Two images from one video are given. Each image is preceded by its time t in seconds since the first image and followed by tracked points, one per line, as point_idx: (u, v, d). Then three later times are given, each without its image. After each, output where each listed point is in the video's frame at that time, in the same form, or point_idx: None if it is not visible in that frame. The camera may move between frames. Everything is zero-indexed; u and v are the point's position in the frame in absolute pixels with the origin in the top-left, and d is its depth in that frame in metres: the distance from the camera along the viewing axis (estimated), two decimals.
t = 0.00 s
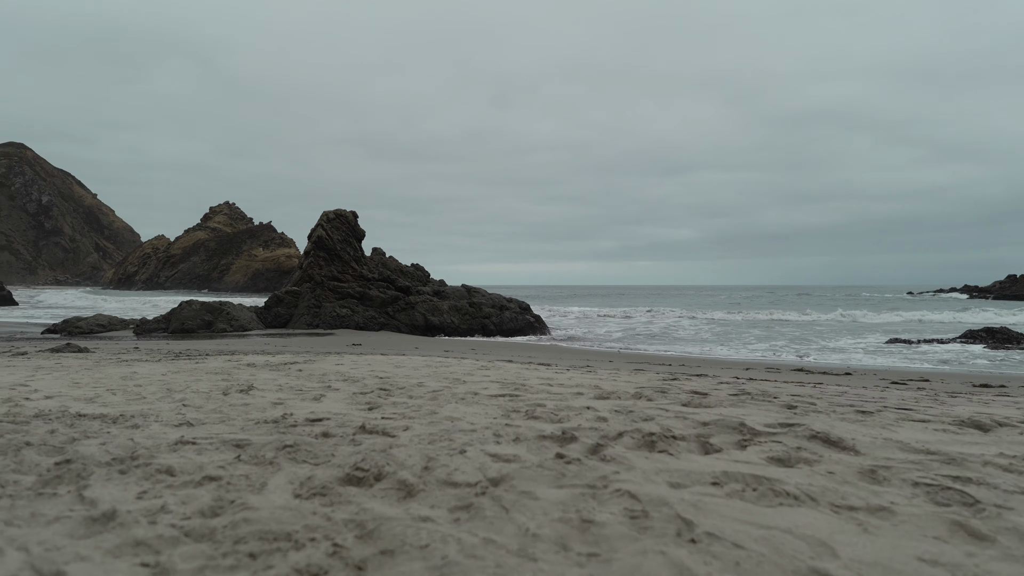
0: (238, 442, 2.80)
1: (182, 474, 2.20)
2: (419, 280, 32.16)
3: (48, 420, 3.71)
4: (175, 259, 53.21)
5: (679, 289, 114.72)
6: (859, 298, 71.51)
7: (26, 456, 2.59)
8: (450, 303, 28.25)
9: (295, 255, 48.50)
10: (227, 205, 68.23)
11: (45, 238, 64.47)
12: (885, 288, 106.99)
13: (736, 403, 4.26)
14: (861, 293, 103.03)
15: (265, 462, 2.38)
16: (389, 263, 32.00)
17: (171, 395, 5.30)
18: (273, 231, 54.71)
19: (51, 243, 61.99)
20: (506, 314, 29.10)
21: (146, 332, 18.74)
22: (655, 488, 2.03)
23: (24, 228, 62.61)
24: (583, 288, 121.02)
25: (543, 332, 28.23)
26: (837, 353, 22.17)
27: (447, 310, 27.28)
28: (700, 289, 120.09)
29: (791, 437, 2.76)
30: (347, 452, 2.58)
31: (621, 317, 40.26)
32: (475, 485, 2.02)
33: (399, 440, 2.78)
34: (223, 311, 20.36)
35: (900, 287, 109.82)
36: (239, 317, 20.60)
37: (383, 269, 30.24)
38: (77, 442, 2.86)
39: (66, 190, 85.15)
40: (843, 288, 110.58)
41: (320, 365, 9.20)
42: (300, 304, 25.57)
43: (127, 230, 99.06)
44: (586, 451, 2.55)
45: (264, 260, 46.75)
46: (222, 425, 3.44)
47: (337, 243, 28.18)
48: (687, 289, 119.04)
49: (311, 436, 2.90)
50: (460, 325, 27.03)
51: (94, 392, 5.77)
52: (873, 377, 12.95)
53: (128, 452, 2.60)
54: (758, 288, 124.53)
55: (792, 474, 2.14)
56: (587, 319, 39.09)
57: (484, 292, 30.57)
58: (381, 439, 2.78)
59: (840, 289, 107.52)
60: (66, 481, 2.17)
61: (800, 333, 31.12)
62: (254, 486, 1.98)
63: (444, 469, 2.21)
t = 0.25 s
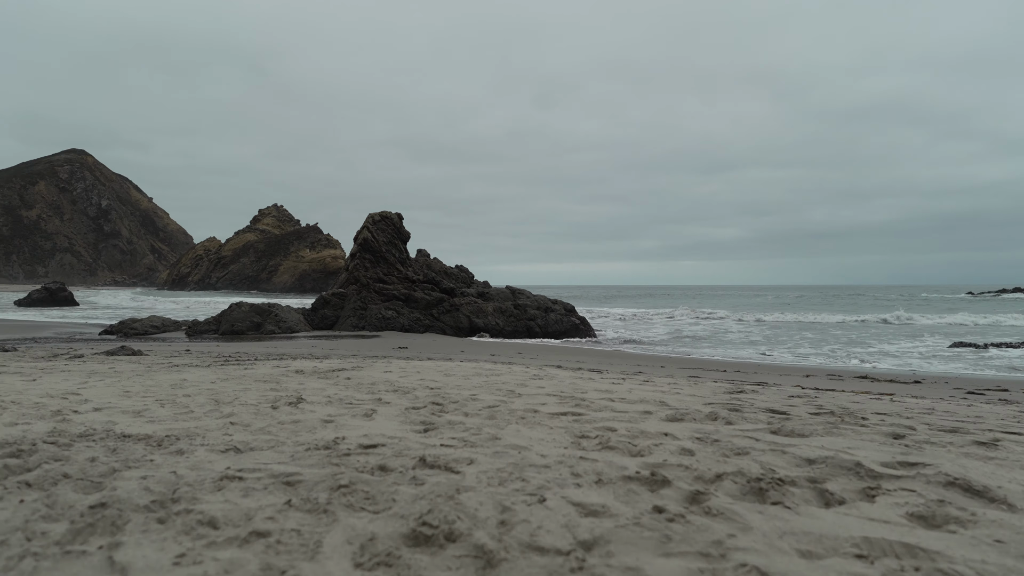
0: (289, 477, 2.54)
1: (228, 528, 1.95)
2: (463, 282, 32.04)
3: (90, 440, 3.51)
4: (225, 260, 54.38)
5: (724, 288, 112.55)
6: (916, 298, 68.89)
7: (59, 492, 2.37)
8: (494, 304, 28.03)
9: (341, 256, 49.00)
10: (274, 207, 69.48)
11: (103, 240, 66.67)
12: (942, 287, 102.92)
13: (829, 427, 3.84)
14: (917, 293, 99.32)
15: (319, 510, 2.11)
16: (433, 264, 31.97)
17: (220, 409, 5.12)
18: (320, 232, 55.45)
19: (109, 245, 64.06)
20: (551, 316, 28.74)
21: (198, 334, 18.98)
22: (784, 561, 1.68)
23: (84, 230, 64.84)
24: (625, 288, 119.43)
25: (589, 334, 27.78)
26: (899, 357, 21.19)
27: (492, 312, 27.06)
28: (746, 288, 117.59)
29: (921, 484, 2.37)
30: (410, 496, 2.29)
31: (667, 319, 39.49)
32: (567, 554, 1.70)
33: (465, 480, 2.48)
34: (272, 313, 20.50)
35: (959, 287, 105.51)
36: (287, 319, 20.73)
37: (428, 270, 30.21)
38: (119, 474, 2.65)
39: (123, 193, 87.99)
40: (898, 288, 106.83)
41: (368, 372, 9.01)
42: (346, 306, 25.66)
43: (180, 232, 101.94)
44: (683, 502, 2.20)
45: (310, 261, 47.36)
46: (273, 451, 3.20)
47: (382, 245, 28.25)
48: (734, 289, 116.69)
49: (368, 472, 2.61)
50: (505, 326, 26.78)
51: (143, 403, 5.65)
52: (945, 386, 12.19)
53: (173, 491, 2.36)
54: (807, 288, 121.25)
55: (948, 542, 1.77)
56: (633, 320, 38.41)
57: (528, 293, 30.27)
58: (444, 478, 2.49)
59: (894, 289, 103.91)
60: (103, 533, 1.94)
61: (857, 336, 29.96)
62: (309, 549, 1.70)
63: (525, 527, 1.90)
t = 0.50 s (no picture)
0: (313, 507, 2.22)
1: None
2: (484, 281, 31.74)
3: (98, 455, 3.23)
4: (247, 260, 54.63)
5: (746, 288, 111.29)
6: (945, 298, 67.41)
7: (53, 523, 2.07)
8: (515, 304, 27.69)
9: (361, 256, 48.92)
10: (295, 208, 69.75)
11: (128, 241, 67.34)
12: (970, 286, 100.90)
13: (909, 443, 3.45)
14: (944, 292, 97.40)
15: (350, 552, 1.79)
16: (454, 264, 31.71)
17: (239, 416, 4.83)
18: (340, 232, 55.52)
19: (133, 245, 64.75)
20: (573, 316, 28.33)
21: (219, 334, 18.82)
22: None
23: (109, 231, 65.55)
24: (646, 288, 118.40)
25: (612, 334, 27.33)
26: (934, 359, 20.52)
27: (513, 312, 26.73)
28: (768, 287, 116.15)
29: None
30: (455, 533, 1.96)
31: (691, 319, 38.87)
32: None
33: (516, 512, 2.14)
34: (293, 313, 20.24)
35: (988, 287, 103.31)
36: (308, 319, 20.55)
37: (448, 270, 29.95)
38: (123, 500, 2.35)
39: (148, 194, 88.94)
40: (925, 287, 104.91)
41: (391, 375, 8.71)
42: (367, 306, 25.47)
43: (203, 233, 102.89)
44: (780, 545, 1.84)
45: (331, 262, 47.36)
46: (295, 470, 2.89)
47: (403, 245, 28.04)
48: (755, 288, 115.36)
49: (402, 499, 2.28)
50: (526, 327, 26.42)
51: (159, 409, 5.38)
52: (992, 390, 11.63)
53: (181, 523, 2.05)
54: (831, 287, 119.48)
55: None
56: (656, 320, 37.85)
57: (549, 292, 29.90)
58: (491, 509, 2.15)
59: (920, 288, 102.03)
60: None
61: (888, 336, 29.19)
62: None
63: None
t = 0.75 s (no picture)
0: (332, 531, 1.89)
1: None
2: (487, 279, 31.40)
3: (85, 463, 2.89)
4: (247, 258, 54.29)
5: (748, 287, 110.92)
6: (948, 296, 67.02)
7: (24, 551, 1.74)
8: (519, 302, 27.33)
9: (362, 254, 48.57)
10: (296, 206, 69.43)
11: (129, 239, 67.05)
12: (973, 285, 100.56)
13: (982, 451, 3.11)
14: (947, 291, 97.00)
15: None
16: (456, 262, 31.37)
17: (241, 418, 4.49)
18: (341, 231, 55.18)
19: (134, 243, 64.44)
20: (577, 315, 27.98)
21: (221, 332, 18.52)
22: None
23: (109, 229, 65.27)
24: (648, 286, 118.09)
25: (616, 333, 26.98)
26: (946, 358, 20.17)
27: (517, 310, 26.38)
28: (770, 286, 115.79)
29: None
30: (504, 566, 1.63)
31: (695, 318, 38.50)
32: None
33: (570, 538, 1.81)
34: (294, 311, 19.97)
35: (991, 286, 102.89)
36: (309, 316, 20.24)
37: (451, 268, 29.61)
38: (109, 520, 2.02)
39: (149, 193, 88.68)
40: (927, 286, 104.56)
41: (399, 374, 8.36)
42: (369, 304, 25.13)
43: (204, 231, 102.57)
44: None
45: (332, 260, 47.02)
46: (306, 481, 2.56)
47: (406, 242, 27.72)
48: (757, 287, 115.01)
49: (434, 520, 1.95)
50: (531, 325, 26.08)
51: (156, 410, 5.04)
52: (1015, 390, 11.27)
53: (176, 551, 1.73)
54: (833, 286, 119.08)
55: None
56: (659, 319, 37.50)
57: (553, 291, 29.55)
58: (543, 534, 1.82)
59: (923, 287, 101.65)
60: None
61: (896, 335, 28.83)
62: None
63: None
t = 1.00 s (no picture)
0: None
1: None
2: (490, 282, 31.08)
3: (74, 496, 2.55)
4: (248, 260, 53.97)
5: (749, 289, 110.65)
6: (951, 299, 66.71)
7: None
8: (523, 305, 27.01)
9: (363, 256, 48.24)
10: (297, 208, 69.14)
11: (129, 241, 66.72)
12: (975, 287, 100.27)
13: None
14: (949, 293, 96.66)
15: None
16: (459, 264, 31.06)
17: (248, 435, 4.15)
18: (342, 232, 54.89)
19: (134, 245, 64.13)
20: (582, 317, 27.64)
21: (221, 335, 18.17)
22: None
23: (110, 231, 64.99)
24: (649, 289, 117.80)
25: (622, 336, 26.65)
26: (958, 361, 19.84)
27: (521, 313, 26.04)
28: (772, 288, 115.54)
29: None
30: None
31: (700, 321, 38.15)
32: None
33: None
34: (296, 313, 19.64)
35: (994, 287, 102.60)
36: (311, 320, 19.89)
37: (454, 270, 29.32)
38: None
39: (149, 195, 88.44)
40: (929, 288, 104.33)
41: (408, 381, 8.03)
42: (371, 306, 24.79)
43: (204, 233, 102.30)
44: None
45: (333, 262, 46.70)
46: (326, 522, 2.22)
47: (408, 244, 27.43)
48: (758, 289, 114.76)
49: None
50: (535, 328, 25.73)
51: (155, 425, 4.70)
52: None
53: None
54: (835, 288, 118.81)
55: None
56: (663, 322, 37.16)
57: (557, 293, 29.22)
58: None
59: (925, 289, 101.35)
60: None
61: (904, 338, 28.50)
62: None
63: None
